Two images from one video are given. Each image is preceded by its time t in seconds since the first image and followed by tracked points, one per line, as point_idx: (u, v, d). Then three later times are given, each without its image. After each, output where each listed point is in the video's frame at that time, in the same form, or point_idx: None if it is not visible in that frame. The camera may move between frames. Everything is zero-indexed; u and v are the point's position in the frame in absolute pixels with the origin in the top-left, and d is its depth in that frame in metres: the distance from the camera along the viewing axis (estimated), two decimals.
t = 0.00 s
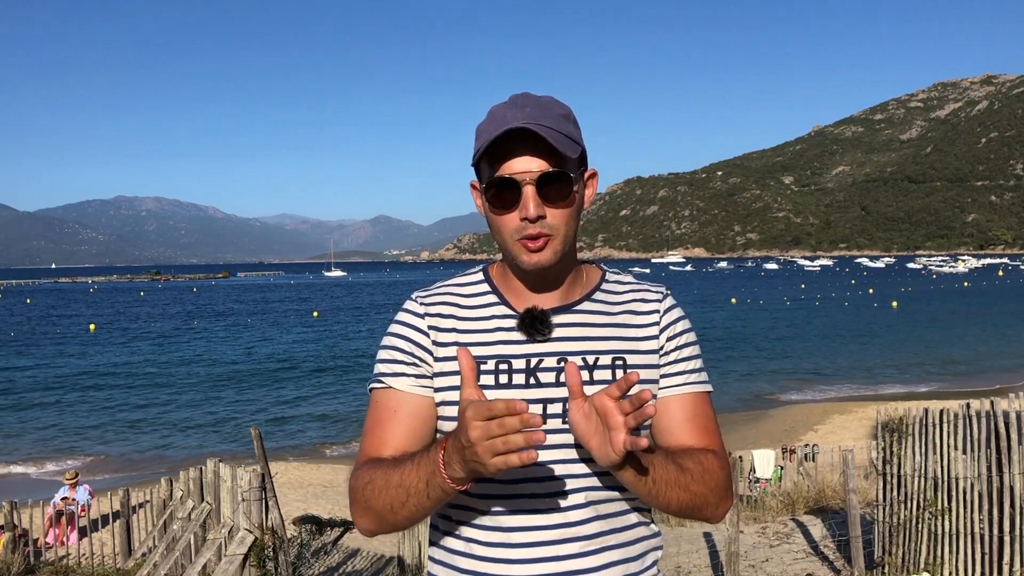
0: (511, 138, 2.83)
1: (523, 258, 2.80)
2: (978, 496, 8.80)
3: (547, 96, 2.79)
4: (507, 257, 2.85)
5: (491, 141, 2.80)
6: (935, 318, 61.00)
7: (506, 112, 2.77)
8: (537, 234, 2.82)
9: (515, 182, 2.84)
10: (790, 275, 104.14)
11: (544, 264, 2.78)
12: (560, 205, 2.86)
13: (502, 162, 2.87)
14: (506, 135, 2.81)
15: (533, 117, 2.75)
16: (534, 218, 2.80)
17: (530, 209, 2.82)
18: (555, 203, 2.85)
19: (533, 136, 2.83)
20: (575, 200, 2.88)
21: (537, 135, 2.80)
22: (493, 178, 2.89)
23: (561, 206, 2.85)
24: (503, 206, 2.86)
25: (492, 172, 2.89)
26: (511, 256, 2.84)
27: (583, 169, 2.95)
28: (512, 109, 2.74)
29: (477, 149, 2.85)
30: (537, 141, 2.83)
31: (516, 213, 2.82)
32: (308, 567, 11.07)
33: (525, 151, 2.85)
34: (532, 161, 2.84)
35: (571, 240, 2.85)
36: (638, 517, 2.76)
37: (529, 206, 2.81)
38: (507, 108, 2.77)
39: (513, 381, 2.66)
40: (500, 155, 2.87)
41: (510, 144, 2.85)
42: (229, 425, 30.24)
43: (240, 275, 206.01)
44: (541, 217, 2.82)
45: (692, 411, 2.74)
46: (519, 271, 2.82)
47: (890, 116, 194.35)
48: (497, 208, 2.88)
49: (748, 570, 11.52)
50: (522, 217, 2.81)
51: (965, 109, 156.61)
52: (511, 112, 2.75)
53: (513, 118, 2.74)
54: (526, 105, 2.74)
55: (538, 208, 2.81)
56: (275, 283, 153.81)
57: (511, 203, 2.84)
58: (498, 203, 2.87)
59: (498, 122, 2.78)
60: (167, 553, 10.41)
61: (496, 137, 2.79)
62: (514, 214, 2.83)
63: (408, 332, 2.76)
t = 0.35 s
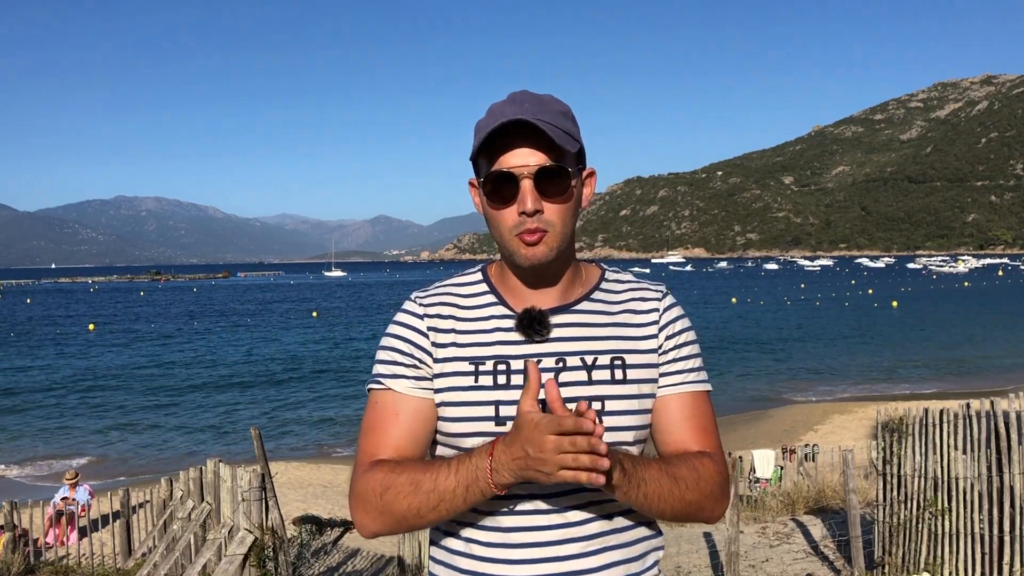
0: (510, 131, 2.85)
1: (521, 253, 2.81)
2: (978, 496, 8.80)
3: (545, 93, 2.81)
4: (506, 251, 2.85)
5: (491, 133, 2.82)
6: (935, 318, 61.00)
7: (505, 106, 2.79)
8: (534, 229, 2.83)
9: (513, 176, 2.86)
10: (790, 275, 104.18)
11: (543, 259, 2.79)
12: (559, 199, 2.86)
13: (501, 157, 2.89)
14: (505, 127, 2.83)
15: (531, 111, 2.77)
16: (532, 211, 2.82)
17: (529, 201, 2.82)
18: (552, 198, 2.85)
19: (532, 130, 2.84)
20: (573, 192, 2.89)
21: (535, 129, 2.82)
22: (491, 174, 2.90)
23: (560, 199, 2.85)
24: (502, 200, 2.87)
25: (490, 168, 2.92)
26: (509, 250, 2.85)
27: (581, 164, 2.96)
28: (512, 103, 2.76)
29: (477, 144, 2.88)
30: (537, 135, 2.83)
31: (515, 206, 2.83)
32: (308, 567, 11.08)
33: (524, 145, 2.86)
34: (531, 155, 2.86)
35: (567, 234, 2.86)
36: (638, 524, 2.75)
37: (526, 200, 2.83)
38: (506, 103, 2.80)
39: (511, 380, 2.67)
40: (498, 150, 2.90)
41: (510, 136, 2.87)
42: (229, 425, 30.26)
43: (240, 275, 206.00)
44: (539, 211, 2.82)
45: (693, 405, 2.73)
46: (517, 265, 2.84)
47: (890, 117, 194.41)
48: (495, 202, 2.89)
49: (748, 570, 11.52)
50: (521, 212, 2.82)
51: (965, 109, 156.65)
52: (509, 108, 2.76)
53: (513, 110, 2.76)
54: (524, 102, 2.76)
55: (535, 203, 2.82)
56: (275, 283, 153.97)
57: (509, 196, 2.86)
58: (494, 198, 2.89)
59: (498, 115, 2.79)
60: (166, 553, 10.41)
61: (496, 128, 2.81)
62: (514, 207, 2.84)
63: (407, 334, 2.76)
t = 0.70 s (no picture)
0: (508, 128, 2.85)
1: (521, 248, 2.81)
2: (978, 496, 8.80)
3: (543, 92, 2.82)
4: (504, 248, 2.86)
5: (487, 131, 2.82)
6: (936, 318, 61.00)
7: (502, 104, 2.80)
8: (534, 223, 2.83)
9: (511, 173, 2.86)
10: (790, 275, 104.20)
11: (543, 254, 2.79)
12: (558, 195, 2.86)
13: (498, 155, 2.90)
14: (502, 123, 2.83)
15: (528, 108, 2.77)
16: (530, 208, 2.82)
17: (527, 198, 2.82)
18: (552, 192, 2.85)
19: (529, 127, 2.85)
20: (571, 189, 2.90)
21: (534, 125, 2.82)
22: (490, 171, 2.91)
23: (558, 195, 2.86)
24: (502, 197, 2.87)
25: (488, 167, 2.92)
26: (508, 246, 2.85)
27: (579, 160, 2.97)
28: (510, 100, 2.76)
29: (474, 141, 2.87)
30: (536, 133, 2.84)
31: (512, 204, 2.84)
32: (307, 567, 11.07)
33: (522, 142, 2.87)
34: (529, 151, 2.86)
35: (566, 231, 2.87)
36: (642, 523, 2.74)
37: (525, 196, 2.83)
38: (504, 101, 2.80)
39: (513, 382, 2.66)
40: (496, 149, 2.90)
41: (506, 134, 2.87)
42: (229, 425, 30.27)
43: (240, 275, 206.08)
44: (538, 206, 2.82)
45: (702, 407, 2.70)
46: (515, 263, 2.83)
47: (890, 116, 194.51)
48: (494, 200, 2.90)
49: (748, 570, 11.51)
50: (520, 209, 2.83)
51: (965, 109, 156.69)
52: (508, 106, 2.76)
53: (511, 107, 2.76)
54: (523, 99, 2.76)
55: (533, 198, 2.83)
56: (276, 283, 154.07)
57: (507, 194, 2.86)
58: (494, 194, 2.89)
59: (494, 112, 2.80)
60: (166, 553, 10.40)
61: (491, 128, 2.82)
62: (512, 204, 2.85)
63: (408, 335, 2.75)
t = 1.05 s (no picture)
0: (509, 123, 2.86)
1: (520, 245, 2.81)
2: (978, 496, 8.81)
3: (543, 89, 2.83)
4: (503, 246, 2.86)
5: (487, 127, 2.82)
6: (936, 318, 61.03)
7: (502, 100, 2.82)
8: (533, 221, 2.84)
9: (511, 169, 2.86)
10: (790, 275, 104.29)
11: (542, 252, 2.80)
12: (558, 192, 2.86)
13: (498, 151, 2.91)
14: (502, 120, 2.84)
15: (529, 104, 2.79)
16: (529, 204, 2.83)
17: (526, 195, 2.83)
18: (551, 189, 2.86)
19: (530, 123, 2.86)
20: (571, 186, 2.90)
21: (534, 123, 2.84)
22: (491, 167, 2.92)
23: (557, 192, 2.87)
24: (501, 194, 2.89)
25: (490, 165, 2.93)
26: (507, 243, 2.85)
27: (580, 158, 2.98)
28: (511, 96, 2.78)
29: (475, 137, 2.89)
30: (536, 130, 2.86)
31: (511, 199, 2.85)
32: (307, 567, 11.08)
33: (521, 139, 2.87)
34: (527, 149, 2.87)
35: (568, 227, 2.87)
36: (644, 527, 2.74)
37: (526, 193, 2.84)
38: (504, 98, 2.82)
39: (511, 384, 2.67)
40: (495, 146, 2.92)
41: (506, 130, 2.89)
42: (230, 425, 30.29)
43: (240, 275, 206.05)
44: (536, 203, 2.84)
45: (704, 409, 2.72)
46: (515, 259, 2.83)
47: (891, 117, 194.82)
48: (494, 198, 2.90)
49: (749, 570, 11.51)
50: (519, 206, 2.84)
51: (965, 109, 156.85)
52: (507, 102, 2.78)
53: (510, 103, 2.78)
54: (523, 96, 2.77)
55: (533, 195, 2.83)
56: (276, 283, 154.07)
57: (508, 190, 2.87)
58: (493, 192, 2.90)
59: (496, 107, 2.81)
60: (166, 552, 10.41)
61: (492, 124, 2.83)
62: (513, 201, 2.85)
63: (406, 334, 2.77)
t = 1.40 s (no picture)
0: (511, 123, 2.87)
1: (523, 246, 2.81)
2: (978, 496, 8.81)
3: (546, 89, 2.84)
4: (506, 245, 2.86)
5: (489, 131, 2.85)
6: (936, 318, 61.02)
7: (504, 99, 2.83)
8: (536, 220, 2.84)
9: (514, 169, 2.87)
10: (790, 275, 104.32)
11: (543, 253, 2.79)
12: (561, 194, 2.88)
13: (501, 152, 2.91)
14: (506, 119, 2.85)
15: (535, 103, 2.78)
16: (531, 203, 2.83)
17: (529, 195, 2.83)
18: (554, 190, 2.86)
19: (534, 123, 2.87)
20: (572, 185, 2.89)
21: (538, 123, 2.85)
22: (493, 167, 2.93)
23: (560, 193, 2.86)
24: (502, 195, 2.89)
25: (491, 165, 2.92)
26: (509, 242, 2.86)
27: (582, 157, 2.97)
28: (513, 97, 2.78)
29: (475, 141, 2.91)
30: (538, 128, 2.86)
31: (513, 199, 2.85)
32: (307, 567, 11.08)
33: (524, 137, 2.89)
34: (529, 148, 2.88)
35: (569, 227, 2.87)
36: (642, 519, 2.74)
37: (527, 193, 2.84)
38: (507, 95, 2.81)
39: (510, 386, 2.67)
40: (499, 146, 2.91)
41: (509, 129, 2.89)
42: (229, 425, 30.30)
43: (240, 275, 206.02)
44: (539, 203, 2.83)
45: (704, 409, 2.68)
46: (516, 259, 2.83)
47: (891, 117, 194.92)
48: (495, 198, 2.91)
49: (748, 571, 11.50)
50: (521, 204, 2.84)
51: (965, 109, 156.89)
52: (510, 100, 2.79)
53: (514, 101, 2.79)
54: (525, 96, 2.78)
55: (535, 195, 2.84)
56: (276, 283, 154.18)
57: (508, 191, 2.87)
58: (494, 193, 2.91)
59: (498, 106, 2.81)
60: (166, 553, 10.42)
61: (495, 127, 2.84)
62: (514, 200, 2.85)
63: (406, 337, 2.81)
